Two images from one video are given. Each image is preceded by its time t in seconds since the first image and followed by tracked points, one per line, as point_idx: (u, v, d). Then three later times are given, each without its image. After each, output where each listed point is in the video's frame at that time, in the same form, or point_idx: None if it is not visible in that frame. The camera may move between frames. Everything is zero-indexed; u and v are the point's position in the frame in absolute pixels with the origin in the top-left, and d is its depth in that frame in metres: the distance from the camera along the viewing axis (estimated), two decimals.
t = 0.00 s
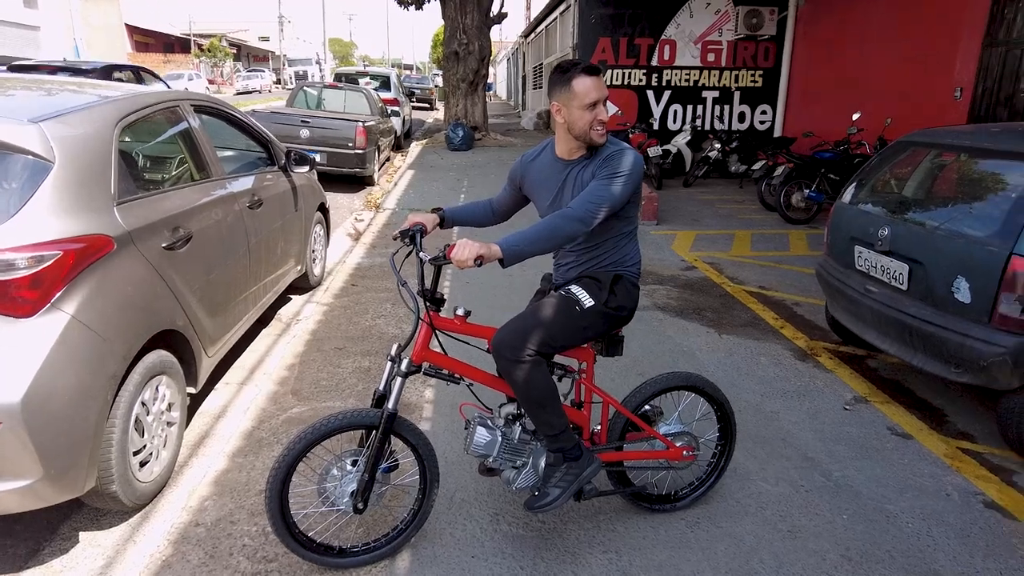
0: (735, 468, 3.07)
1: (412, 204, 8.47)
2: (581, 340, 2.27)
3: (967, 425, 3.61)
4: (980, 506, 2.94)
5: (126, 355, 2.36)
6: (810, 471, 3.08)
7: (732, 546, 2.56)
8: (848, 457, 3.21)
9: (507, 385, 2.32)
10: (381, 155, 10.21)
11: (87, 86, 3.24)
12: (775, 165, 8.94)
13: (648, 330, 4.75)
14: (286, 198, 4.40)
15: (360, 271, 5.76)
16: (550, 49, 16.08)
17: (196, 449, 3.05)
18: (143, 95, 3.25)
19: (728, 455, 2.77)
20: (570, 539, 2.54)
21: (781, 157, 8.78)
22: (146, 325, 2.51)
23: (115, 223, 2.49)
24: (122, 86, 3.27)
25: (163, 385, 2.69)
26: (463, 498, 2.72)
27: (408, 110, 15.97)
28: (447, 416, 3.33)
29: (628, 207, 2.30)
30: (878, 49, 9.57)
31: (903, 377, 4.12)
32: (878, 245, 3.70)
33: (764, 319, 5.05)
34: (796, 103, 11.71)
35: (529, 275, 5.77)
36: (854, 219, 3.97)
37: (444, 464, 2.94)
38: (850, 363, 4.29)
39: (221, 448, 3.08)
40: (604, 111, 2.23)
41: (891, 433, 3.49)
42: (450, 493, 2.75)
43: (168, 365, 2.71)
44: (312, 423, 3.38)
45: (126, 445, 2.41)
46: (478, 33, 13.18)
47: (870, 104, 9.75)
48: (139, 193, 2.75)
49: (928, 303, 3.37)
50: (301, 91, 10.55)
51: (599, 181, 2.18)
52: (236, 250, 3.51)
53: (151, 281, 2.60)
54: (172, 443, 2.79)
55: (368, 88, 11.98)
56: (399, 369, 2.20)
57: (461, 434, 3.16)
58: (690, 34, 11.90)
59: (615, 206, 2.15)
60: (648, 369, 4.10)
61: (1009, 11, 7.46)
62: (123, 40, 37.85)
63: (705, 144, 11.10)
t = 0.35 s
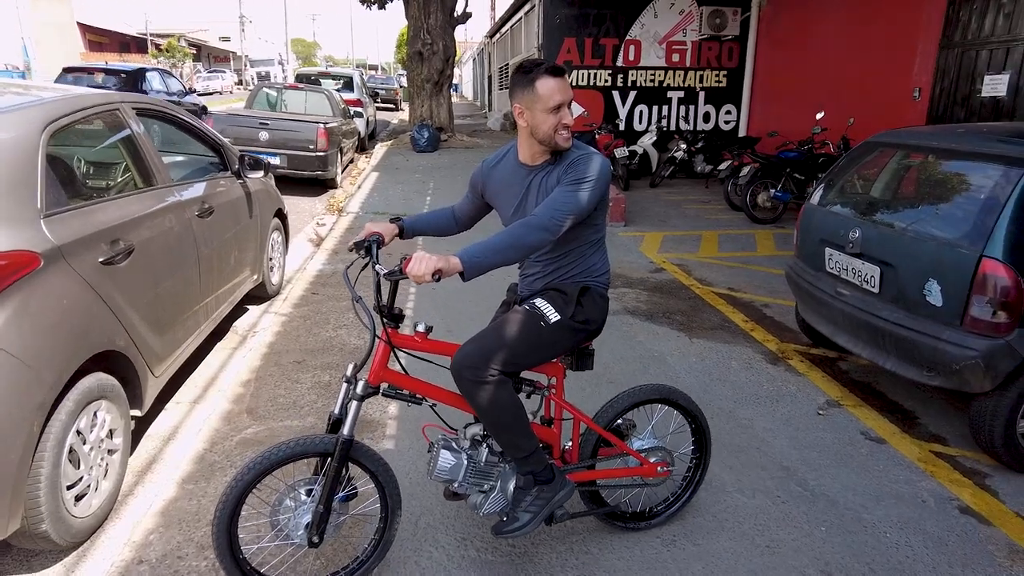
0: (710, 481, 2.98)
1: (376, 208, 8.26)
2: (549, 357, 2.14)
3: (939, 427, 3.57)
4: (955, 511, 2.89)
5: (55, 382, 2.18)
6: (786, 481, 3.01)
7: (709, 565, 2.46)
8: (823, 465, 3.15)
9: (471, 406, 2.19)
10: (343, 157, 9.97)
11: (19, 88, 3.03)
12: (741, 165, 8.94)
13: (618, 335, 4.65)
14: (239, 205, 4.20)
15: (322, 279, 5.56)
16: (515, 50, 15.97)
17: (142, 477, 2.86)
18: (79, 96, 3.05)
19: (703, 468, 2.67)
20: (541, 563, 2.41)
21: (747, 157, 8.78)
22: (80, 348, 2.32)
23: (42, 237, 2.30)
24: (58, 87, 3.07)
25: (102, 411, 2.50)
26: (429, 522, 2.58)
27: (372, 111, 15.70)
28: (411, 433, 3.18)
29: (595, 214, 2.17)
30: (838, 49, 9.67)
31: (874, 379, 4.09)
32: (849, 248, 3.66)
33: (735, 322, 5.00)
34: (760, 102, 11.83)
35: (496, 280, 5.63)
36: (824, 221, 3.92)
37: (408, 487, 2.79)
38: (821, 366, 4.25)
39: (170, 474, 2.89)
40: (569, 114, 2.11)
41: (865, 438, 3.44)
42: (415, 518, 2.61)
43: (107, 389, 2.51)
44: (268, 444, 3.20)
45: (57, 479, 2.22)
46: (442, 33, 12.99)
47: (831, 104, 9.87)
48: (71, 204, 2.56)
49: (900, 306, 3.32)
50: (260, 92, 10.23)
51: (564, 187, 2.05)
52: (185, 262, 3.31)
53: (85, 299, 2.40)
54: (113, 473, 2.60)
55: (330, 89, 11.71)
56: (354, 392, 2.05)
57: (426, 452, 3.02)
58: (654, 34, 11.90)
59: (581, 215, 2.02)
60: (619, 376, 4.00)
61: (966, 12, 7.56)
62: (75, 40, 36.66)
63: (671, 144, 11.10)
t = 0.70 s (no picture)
0: (705, 495, 2.89)
1: (358, 210, 8.12)
2: (541, 373, 2.03)
3: (934, 434, 3.51)
4: (955, 523, 2.81)
5: (8, 407, 2.04)
6: (782, 493, 2.92)
7: None
8: (819, 476, 3.07)
9: (459, 425, 2.07)
10: (324, 159, 9.81)
11: None
12: (727, 166, 8.89)
13: (606, 341, 4.56)
14: (215, 210, 4.04)
15: (302, 285, 5.41)
16: (498, 50, 15.87)
17: (111, 499, 2.71)
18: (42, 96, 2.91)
19: (699, 483, 2.57)
20: None
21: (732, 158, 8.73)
22: (38, 368, 2.19)
23: None
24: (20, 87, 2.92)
25: (65, 433, 2.37)
26: (414, 545, 2.46)
27: (354, 112, 15.53)
28: (395, 449, 3.06)
29: (589, 222, 2.07)
30: (821, 49, 9.63)
31: (866, 384, 4.03)
32: (842, 252, 3.59)
33: (724, 326, 4.92)
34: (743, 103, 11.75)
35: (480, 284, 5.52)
36: (815, 224, 3.85)
37: (392, 507, 2.67)
38: (813, 371, 4.18)
39: (140, 496, 2.74)
40: (560, 118, 2.00)
41: (860, 446, 3.36)
42: (399, 540, 2.49)
43: (69, 410, 2.38)
44: (245, 462, 3.06)
45: (13, 508, 2.08)
46: (424, 33, 12.85)
47: (816, 105, 9.81)
48: (28, 215, 2.41)
49: (895, 311, 3.26)
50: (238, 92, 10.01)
51: (556, 195, 1.94)
52: (156, 272, 3.15)
53: (43, 316, 2.26)
54: (78, 497, 2.47)
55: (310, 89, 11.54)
56: (333, 414, 1.92)
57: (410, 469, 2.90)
58: (638, 34, 11.85)
59: (574, 224, 1.91)
60: (608, 383, 3.90)
61: (948, 13, 7.56)
62: (48, 38, 35.98)
63: (656, 145, 11.05)
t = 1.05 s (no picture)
0: (708, 503, 2.84)
1: (350, 213, 8.05)
2: (546, 384, 1.99)
3: (935, 438, 3.47)
4: (960, 529, 2.77)
5: None
6: (786, 500, 2.89)
7: None
8: (823, 482, 3.03)
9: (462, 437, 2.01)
10: (315, 161, 9.73)
11: None
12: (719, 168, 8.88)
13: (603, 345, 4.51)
14: (206, 214, 3.96)
15: (294, 289, 5.33)
16: (489, 51, 15.84)
17: (101, 513, 2.64)
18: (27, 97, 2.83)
19: (705, 492, 2.52)
20: None
21: (724, 160, 8.72)
22: (25, 380, 2.11)
23: None
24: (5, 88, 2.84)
25: (53, 446, 2.30)
26: (415, 558, 2.40)
27: (344, 113, 15.44)
28: (393, 458, 3.00)
29: (595, 228, 2.03)
30: (812, 52, 9.63)
31: (866, 388, 4.00)
32: (843, 256, 3.56)
33: (721, 330, 4.89)
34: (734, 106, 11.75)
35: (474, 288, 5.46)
36: (814, 227, 3.83)
37: (392, 519, 2.61)
38: (812, 375, 4.15)
39: (131, 510, 2.67)
40: (559, 123, 1.95)
41: (862, 451, 3.32)
42: (400, 553, 2.43)
43: (58, 422, 2.30)
44: (239, 472, 2.99)
45: None
46: (415, 34, 12.79)
47: (807, 108, 9.81)
48: (14, 221, 2.32)
49: (897, 316, 3.23)
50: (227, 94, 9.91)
51: (560, 201, 1.89)
52: (146, 278, 3.07)
53: (29, 325, 2.18)
54: (67, 512, 2.40)
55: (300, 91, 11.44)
56: (334, 428, 1.86)
57: (408, 480, 2.84)
58: (629, 36, 11.84)
59: (583, 230, 1.87)
60: (607, 388, 3.86)
61: (938, 15, 7.58)
62: (32, 39, 35.60)
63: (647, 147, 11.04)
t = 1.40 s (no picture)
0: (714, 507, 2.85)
1: (340, 218, 8.00)
2: (564, 391, 1.99)
3: (931, 439, 3.50)
4: (961, 528, 2.79)
5: None
6: (790, 503, 2.90)
7: None
8: (825, 484, 3.05)
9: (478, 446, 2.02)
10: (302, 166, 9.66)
11: None
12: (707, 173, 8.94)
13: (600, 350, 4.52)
14: (200, 220, 3.91)
15: (287, 296, 5.28)
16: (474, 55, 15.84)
17: (101, 529, 2.58)
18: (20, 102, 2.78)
19: (715, 498, 2.54)
20: None
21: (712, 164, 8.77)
22: (26, 393, 2.06)
23: None
24: None
25: (55, 461, 2.25)
26: (427, 568, 2.39)
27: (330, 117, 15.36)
28: (398, 467, 2.97)
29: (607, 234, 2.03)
30: (795, 57, 9.74)
31: (861, 390, 4.04)
32: (840, 260, 3.59)
33: (716, 334, 4.91)
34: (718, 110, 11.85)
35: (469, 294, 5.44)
36: (811, 232, 3.87)
37: (401, 529, 2.59)
38: (808, 378, 4.18)
39: (132, 524, 2.62)
40: (550, 134, 1.91)
41: (861, 453, 3.34)
42: (411, 563, 2.41)
43: (60, 436, 2.25)
44: (241, 484, 2.95)
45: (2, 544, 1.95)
46: (401, 38, 12.76)
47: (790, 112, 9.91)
48: (14, 231, 2.27)
49: (895, 319, 3.26)
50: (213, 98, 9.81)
51: (571, 208, 1.89)
52: (144, 286, 3.02)
53: (32, 337, 2.13)
54: (69, 528, 2.34)
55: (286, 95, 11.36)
56: (352, 440, 1.85)
57: (414, 489, 2.82)
58: (615, 41, 11.91)
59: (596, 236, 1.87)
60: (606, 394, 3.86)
61: (920, 21, 7.70)
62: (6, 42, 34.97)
63: (634, 151, 11.11)
